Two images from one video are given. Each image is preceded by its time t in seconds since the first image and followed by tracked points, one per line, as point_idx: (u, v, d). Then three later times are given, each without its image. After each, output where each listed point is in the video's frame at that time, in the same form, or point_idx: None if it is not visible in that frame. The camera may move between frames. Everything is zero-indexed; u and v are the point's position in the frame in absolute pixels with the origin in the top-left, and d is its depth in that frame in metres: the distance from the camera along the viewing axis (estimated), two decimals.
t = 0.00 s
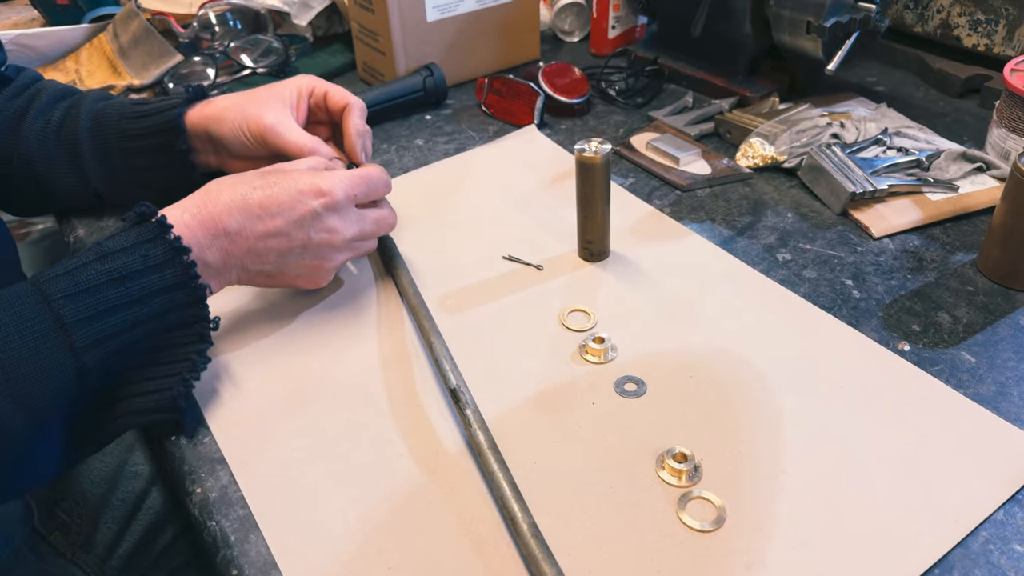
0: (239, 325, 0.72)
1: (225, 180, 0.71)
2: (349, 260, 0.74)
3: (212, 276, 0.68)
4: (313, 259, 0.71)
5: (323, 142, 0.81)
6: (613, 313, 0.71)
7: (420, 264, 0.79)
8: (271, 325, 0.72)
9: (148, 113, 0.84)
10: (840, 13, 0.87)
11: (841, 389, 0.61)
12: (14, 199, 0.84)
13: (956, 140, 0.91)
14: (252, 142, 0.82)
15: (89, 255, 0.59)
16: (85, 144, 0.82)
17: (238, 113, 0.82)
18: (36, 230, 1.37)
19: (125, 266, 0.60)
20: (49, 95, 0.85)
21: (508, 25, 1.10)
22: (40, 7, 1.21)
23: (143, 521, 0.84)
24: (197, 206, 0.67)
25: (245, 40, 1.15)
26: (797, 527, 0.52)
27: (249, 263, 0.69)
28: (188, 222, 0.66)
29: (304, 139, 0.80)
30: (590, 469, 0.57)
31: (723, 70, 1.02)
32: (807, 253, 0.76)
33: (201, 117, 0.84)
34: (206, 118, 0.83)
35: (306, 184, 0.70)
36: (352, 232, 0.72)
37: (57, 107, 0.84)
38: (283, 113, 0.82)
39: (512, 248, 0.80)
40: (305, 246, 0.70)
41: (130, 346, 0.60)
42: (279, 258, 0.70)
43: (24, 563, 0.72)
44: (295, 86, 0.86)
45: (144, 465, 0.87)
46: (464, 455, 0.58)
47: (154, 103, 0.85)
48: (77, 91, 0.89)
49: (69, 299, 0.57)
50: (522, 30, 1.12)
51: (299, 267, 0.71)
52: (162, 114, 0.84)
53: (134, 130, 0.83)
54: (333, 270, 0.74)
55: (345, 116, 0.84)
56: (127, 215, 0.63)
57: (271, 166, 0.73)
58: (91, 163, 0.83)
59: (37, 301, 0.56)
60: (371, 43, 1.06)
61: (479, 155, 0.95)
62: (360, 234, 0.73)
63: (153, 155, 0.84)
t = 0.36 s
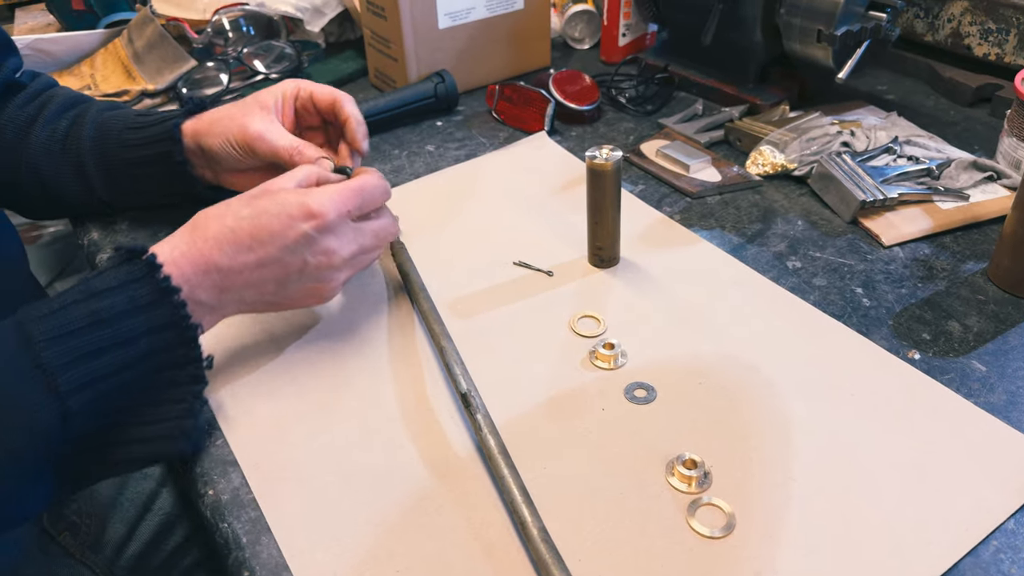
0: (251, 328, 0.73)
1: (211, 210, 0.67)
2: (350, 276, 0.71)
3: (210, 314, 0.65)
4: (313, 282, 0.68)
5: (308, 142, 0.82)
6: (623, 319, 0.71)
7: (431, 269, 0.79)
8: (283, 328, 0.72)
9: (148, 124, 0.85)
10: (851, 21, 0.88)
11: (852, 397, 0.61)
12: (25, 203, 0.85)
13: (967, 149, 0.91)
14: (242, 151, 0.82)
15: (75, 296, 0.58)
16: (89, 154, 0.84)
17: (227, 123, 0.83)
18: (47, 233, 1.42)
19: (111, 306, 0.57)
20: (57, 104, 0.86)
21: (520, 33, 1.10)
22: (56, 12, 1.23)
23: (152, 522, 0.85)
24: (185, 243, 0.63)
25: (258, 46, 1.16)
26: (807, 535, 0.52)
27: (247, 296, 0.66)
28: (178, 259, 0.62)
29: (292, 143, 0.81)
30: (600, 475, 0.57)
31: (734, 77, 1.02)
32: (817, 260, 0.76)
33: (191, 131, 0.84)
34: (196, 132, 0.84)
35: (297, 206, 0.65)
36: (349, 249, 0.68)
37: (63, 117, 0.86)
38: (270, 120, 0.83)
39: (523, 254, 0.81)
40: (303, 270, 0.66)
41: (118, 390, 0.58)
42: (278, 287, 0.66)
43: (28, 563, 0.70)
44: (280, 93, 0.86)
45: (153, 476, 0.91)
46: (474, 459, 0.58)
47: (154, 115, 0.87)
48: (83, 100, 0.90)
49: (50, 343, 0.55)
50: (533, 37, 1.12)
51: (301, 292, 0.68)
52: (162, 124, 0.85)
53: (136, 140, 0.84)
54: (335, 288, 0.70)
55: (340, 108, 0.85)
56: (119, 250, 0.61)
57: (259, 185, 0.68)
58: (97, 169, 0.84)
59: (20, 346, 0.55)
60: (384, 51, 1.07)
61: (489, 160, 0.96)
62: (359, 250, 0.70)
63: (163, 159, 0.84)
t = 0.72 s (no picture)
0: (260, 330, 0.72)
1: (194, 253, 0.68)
2: (330, 312, 0.68)
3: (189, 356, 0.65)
4: (290, 321, 0.66)
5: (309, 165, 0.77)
6: (632, 323, 0.71)
7: (440, 272, 0.79)
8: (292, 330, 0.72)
9: (155, 133, 0.85)
10: (862, 26, 0.88)
11: (863, 404, 0.61)
12: (32, 203, 0.85)
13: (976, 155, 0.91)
14: (243, 165, 0.81)
15: (54, 338, 0.58)
16: (94, 159, 0.84)
17: (234, 136, 0.81)
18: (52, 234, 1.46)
19: (90, 351, 0.58)
20: (65, 109, 0.86)
21: (528, 36, 1.11)
22: (66, 13, 1.23)
23: (159, 525, 0.84)
24: (159, 285, 0.64)
25: (267, 48, 1.15)
26: (818, 542, 0.51)
27: (223, 338, 0.65)
28: (153, 301, 0.63)
29: (288, 164, 0.76)
30: (610, 479, 0.57)
31: (742, 82, 1.02)
32: (827, 266, 0.76)
33: (199, 139, 0.84)
34: (203, 140, 0.83)
35: (261, 245, 0.63)
36: (323, 285, 0.66)
37: (71, 122, 0.86)
38: (276, 138, 0.80)
39: (532, 257, 0.81)
40: (275, 310, 0.64)
41: (100, 432, 0.59)
42: (253, 327, 0.65)
43: (34, 564, 0.74)
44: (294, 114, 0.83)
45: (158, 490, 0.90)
46: (484, 463, 0.58)
47: (161, 124, 0.87)
48: (92, 107, 0.90)
49: (27, 388, 0.55)
50: (541, 41, 1.12)
51: (279, 332, 0.66)
52: (168, 134, 0.85)
53: (141, 148, 0.84)
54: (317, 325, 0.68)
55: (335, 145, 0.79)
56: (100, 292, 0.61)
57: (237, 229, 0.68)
58: (101, 175, 0.84)
59: None
60: (392, 54, 1.08)
61: (497, 163, 0.96)
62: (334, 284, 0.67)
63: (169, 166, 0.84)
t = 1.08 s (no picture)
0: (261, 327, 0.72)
1: (192, 271, 0.63)
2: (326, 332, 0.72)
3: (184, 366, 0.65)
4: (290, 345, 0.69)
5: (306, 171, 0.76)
6: (636, 321, 0.70)
7: (442, 269, 0.79)
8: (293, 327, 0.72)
9: (150, 138, 0.83)
10: (864, 25, 0.87)
11: (868, 402, 0.61)
12: (30, 199, 0.84)
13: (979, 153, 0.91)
14: (239, 176, 0.79)
15: (43, 360, 0.57)
16: (87, 163, 0.82)
17: (226, 148, 0.79)
18: (47, 230, 1.42)
19: (79, 375, 0.57)
20: (60, 109, 0.84)
21: (529, 32, 1.10)
22: (64, 7, 1.22)
23: (159, 523, 0.84)
24: (164, 324, 0.61)
25: (266, 43, 1.15)
26: (825, 541, 0.51)
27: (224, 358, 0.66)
28: (156, 335, 0.61)
29: (287, 173, 0.75)
30: (616, 477, 0.56)
31: (745, 80, 1.02)
32: (831, 264, 0.76)
33: (191, 152, 0.81)
34: (195, 153, 0.81)
35: (284, 306, 0.63)
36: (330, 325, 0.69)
37: (65, 123, 0.84)
38: (270, 146, 0.78)
39: (534, 254, 0.80)
40: (283, 345, 0.67)
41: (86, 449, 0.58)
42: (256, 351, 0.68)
43: (32, 563, 0.73)
44: (280, 114, 0.80)
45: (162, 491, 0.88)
46: (488, 461, 0.58)
47: (156, 131, 0.84)
48: (90, 104, 0.88)
49: (14, 412, 0.55)
50: (542, 37, 1.12)
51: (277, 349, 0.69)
52: (162, 143, 0.82)
53: (134, 157, 0.82)
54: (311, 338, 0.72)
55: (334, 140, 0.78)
56: (93, 310, 0.60)
57: (240, 250, 0.64)
58: (95, 178, 0.83)
59: None
60: (393, 50, 1.07)
61: (499, 159, 0.95)
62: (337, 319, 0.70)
63: (161, 176, 0.82)
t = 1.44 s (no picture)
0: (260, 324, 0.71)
1: (213, 302, 0.63)
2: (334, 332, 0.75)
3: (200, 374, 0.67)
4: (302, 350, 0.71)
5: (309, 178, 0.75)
6: (637, 317, 0.70)
7: (442, 266, 0.78)
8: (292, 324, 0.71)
9: (148, 142, 0.82)
10: (865, 20, 0.87)
11: (870, 399, 0.60)
12: (27, 196, 0.84)
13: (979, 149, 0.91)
14: (243, 186, 0.79)
15: (63, 373, 0.58)
16: (83, 164, 0.81)
17: (227, 161, 0.78)
18: (43, 228, 1.40)
19: (98, 390, 0.58)
20: (57, 109, 0.83)
21: (528, 28, 1.10)
22: (60, 3, 1.21)
23: (158, 521, 0.83)
24: (188, 357, 0.62)
25: (264, 38, 1.15)
26: (827, 537, 0.51)
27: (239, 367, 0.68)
28: (179, 364, 0.62)
29: (288, 181, 0.75)
30: (617, 473, 0.56)
31: (745, 76, 1.02)
32: (832, 260, 0.76)
33: (195, 164, 0.81)
34: (198, 165, 0.80)
35: (306, 341, 0.65)
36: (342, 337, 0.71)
37: (63, 124, 0.83)
38: (269, 154, 0.78)
39: (534, 251, 0.80)
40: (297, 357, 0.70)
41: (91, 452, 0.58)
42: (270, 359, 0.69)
43: (30, 561, 0.74)
44: (274, 120, 0.79)
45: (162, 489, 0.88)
46: (489, 457, 0.57)
47: (156, 139, 0.82)
48: (89, 103, 0.86)
49: (30, 425, 0.56)
50: (541, 33, 1.11)
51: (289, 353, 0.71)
52: (160, 152, 0.81)
53: (132, 164, 0.81)
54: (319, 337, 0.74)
55: (328, 148, 0.76)
56: (115, 328, 0.60)
57: (260, 282, 0.64)
58: (93, 181, 0.82)
59: None
60: (391, 45, 1.06)
61: (498, 155, 0.95)
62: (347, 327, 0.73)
63: (159, 182, 0.81)
